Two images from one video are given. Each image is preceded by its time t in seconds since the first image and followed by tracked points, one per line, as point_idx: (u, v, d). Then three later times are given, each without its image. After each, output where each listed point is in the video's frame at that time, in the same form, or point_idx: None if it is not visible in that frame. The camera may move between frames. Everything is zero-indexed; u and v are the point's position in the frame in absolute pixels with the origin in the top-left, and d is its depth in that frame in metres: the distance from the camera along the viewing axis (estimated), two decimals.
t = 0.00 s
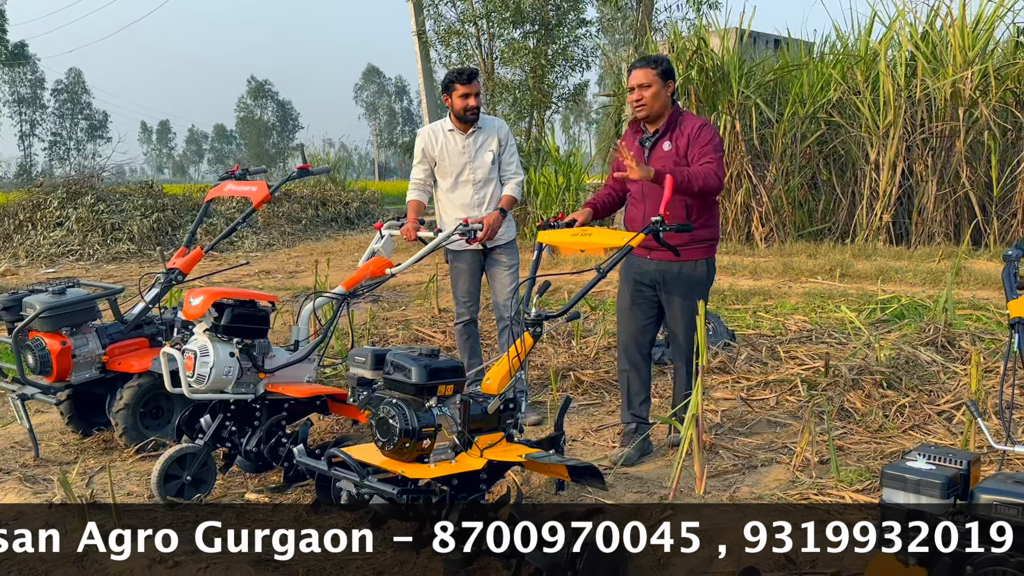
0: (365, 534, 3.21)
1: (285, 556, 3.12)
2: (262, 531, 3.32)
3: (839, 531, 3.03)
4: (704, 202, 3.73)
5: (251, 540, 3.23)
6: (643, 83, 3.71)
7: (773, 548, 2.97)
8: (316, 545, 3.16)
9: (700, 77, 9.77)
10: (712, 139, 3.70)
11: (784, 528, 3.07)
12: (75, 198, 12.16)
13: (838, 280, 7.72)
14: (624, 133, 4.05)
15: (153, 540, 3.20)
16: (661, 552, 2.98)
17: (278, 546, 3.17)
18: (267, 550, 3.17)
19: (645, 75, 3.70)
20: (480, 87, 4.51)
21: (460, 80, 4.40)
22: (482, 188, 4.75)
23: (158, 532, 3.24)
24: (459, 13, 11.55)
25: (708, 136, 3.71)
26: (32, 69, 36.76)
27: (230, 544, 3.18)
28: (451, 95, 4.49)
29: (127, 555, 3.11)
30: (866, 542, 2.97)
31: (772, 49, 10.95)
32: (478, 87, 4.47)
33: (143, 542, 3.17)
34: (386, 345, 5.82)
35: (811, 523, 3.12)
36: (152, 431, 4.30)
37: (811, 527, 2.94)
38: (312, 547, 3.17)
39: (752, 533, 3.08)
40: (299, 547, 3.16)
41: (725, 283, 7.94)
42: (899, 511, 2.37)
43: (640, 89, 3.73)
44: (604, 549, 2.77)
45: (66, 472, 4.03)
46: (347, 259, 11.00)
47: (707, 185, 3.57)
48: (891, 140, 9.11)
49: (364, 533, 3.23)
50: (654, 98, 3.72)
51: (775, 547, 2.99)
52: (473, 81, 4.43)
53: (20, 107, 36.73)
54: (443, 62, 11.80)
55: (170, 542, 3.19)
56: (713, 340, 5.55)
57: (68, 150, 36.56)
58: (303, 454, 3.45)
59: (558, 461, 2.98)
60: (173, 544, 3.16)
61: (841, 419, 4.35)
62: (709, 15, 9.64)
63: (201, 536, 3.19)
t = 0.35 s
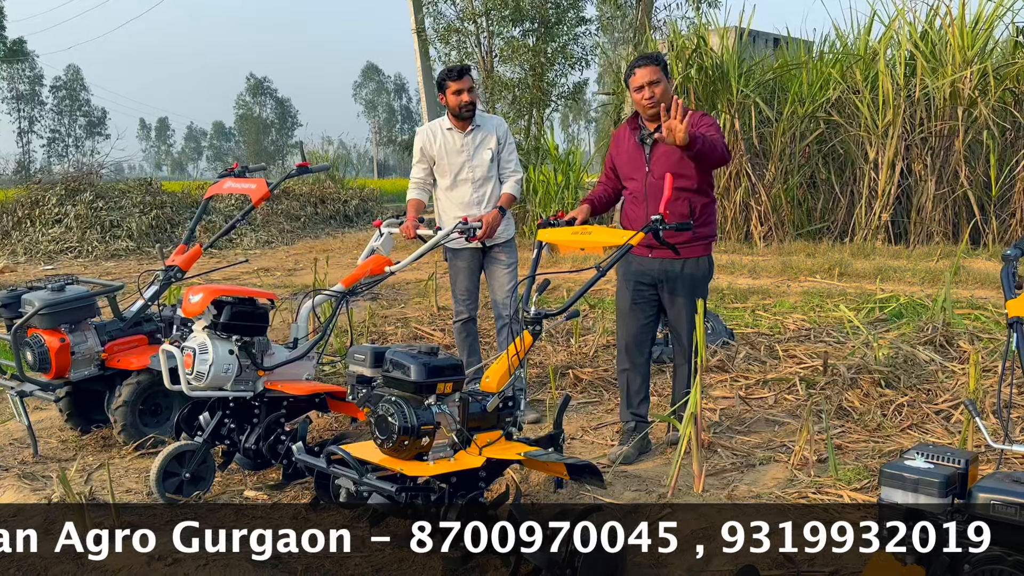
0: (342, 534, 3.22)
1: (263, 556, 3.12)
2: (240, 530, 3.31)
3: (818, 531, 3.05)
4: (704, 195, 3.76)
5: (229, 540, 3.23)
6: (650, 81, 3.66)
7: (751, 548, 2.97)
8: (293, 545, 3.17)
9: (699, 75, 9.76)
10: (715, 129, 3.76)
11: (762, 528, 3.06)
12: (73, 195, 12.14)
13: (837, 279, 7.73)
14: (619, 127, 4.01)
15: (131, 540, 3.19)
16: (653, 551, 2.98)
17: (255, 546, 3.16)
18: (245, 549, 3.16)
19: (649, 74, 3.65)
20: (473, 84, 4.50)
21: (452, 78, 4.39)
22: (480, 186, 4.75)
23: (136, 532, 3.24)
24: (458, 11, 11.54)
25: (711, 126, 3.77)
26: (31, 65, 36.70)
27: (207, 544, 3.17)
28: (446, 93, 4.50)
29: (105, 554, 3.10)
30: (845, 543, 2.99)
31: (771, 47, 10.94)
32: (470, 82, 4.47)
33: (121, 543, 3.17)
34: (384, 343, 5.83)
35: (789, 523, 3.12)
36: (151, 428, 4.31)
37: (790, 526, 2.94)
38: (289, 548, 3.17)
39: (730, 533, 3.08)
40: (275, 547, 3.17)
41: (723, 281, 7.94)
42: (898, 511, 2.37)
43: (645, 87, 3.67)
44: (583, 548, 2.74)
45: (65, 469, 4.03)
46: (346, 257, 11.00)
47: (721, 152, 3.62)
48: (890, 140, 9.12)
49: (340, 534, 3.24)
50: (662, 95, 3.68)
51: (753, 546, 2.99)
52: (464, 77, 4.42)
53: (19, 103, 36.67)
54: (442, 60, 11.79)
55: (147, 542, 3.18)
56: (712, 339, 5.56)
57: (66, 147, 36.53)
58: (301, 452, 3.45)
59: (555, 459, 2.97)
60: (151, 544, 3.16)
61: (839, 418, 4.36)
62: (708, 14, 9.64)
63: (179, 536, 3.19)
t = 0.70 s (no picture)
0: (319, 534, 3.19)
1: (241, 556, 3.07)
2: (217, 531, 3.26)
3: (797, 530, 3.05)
4: (703, 197, 3.76)
5: (207, 539, 3.18)
6: (644, 85, 3.67)
7: (728, 548, 2.98)
8: (270, 545, 3.14)
9: (699, 74, 9.76)
10: (713, 134, 3.73)
11: (740, 528, 3.08)
12: (74, 192, 12.14)
13: (837, 279, 7.74)
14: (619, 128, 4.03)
15: (108, 540, 3.18)
16: (653, 550, 2.98)
17: (232, 545, 3.11)
18: (222, 550, 3.11)
19: (643, 78, 3.66)
20: (472, 81, 4.51)
21: (450, 76, 4.40)
22: (480, 184, 4.75)
23: (112, 531, 3.22)
24: (459, 9, 11.54)
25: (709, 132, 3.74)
26: (31, 62, 36.66)
27: (185, 544, 3.12)
28: (444, 91, 4.51)
29: (81, 554, 3.10)
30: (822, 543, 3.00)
31: (772, 46, 10.95)
32: (468, 79, 4.47)
33: (98, 542, 3.16)
34: (385, 340, 5.83)
35: (766, 523, 3.13)
36: (151, 425, 4.31)
37: (767, 525, 2.95)
38: (266, 548, 3.14)
39: (707, 533, 3.10)
40: (253, 547, 3.13)
41: (723, 280, 7.95)
42: (898, 510, 2.37)
43: (640, 92, 3.69)
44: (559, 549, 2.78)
45: (66, 466, 4.04)
46: (346, 255, 11.01)
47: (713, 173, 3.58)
48: (891, 139, 9.12)
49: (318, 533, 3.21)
50: (657, 99, 3.70)
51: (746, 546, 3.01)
52: (462, 73, 4.43)
53: (19, 100, 36.62)
54: (443, 57, 11.79)
55: (125, 541, 3.16)
56: (712, 338, 5.57)
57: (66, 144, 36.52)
58: (302, 449, 3.45)
59: (557, 457, 2.97)
60: (129, 544, 3.14)
61: (839, 417, 4.37)
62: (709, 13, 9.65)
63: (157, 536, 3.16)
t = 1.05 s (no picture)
0: (297, 534, 3.19)
1: (219, 556, 3.04)
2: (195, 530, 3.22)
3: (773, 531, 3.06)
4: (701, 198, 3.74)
5: (185, 539, 3.15)
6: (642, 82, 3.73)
7: (713, 548, 2.98)
8: (248, 545, 3.12)
9: (701, 73, 9.76)
10: (712, 136, 3.68)
11: (718, 530, 3.07)
12: (75, 189, 12.14)
13: (838, 279, 7.73)
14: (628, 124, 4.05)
15: (85, 540, 3.17)
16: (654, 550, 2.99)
17: (210, 545, 3.08)
18: (200, 549, 3.09)
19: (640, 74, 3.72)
20: (475, 79, 4.52)
21: (453, 73, 4.41)
22: (481, 183, 4.76)
23: (91, 531, 3.22)
24: (460, 8, 11.52)
25: (706, 134, 3.69)
26: (32, 59, 36.62)
27: (163, 544, 3.10)
28: (447, 89, 4.51)
29: (60, 554, 3.10)
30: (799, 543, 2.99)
31: (772, 46, 10.95)
32: (472, 78, 4.49)
33: (75, 542, 3.16)
34: (386, 339, 5.84)
35: (744, 522, 3.13)
36: (153, 422, 4.32)
37: (742, 526, 2.96)
38: (244, 548, 3.11)
39: (692, 533, 3.10)
40: (231, 547, 3.10)
41: (724, 279, 7.95)
42: (899, 510, 2.36)
43: (638, 88, 3.75)
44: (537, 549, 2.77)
45: (67, 463, 4.04)
46: (347, 253, 11.01)
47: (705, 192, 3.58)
48: (892, 139, 9.12)
49: (297, 533, 3.20)
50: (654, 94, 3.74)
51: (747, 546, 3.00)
52: (467, 73, 4.45)
53: (20, 97, 36.60)
54: (444, 56, 11.78)
55: (103, 542, 3.16)
56: (713, 337, 5.58)
57: (68, 142, 36.52)
58: (304, 447, 3.46)
59: (556, 456, 2.98)
60: (106, 543, 3.14)
61: (840, 416, 4.37)
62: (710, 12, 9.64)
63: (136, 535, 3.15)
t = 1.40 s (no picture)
0: (275, 534, 3.17)
1: (195, 556, 3.04)
2: (172, 531, 3.21)
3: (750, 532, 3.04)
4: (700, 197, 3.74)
5: (163, 539, 3.14)
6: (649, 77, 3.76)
7: (714, 549, 2.97)
8: (225, 545, 3.08)
9: (703, 72, 9.76)
10: (706, 135, 3.64)
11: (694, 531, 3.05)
12: (76, 186, 12.14)
13: (840, 278, 7.73)
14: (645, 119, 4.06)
15: (63, 540, 3.19)
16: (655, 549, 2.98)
17: (187, 545, 3.07)
18: (177, 549, 3.08)
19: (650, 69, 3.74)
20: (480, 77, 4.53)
21: (459, 69, 4.42)
22: (483, 181, 4.75)
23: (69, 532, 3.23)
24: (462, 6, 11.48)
25: (701, 132, 3.65)
26: (34, 56, 36.58)
27: (140, 544, 3.10)
28: (452, 85, 4.51)
29: (37, 554, 3.11)
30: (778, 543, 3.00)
31: (775, 45, 10.95)
32: (477, 76, 4.50)
33: (53, 542, 3.16)
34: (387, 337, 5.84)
35: (720, 523, 3.13)
36: (154, 420, 4.32)
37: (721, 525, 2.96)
38: (221, 548, 3.09)
39: (693, 533, 3.09)
40: (208, 547, 3.09)
41: (725, 279, 7.94)
42: (902, 511, 2.35)
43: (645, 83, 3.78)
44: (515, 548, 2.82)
45: (68, 460, 4.04)
46: (348, 251, 11.02)
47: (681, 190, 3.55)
48: (894, 138, 9.10)
49: (273, 534, 3.19)
50: (658, 91, 3.75)
51: (748, 546, 3.00)
52: (473, 70, 4.46)
53: (22, 94, 36.61)
54: (446, 54, 11.77)
55: (81, 541, 3.16)
56: (714, 336, 5.57)
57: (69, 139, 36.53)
58: (306, 445, 3.45)
59: (557, 455, 2.98)
60: (84, 543, 3.15)
61: (841, 416, 4.37)
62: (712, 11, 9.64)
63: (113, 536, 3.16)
